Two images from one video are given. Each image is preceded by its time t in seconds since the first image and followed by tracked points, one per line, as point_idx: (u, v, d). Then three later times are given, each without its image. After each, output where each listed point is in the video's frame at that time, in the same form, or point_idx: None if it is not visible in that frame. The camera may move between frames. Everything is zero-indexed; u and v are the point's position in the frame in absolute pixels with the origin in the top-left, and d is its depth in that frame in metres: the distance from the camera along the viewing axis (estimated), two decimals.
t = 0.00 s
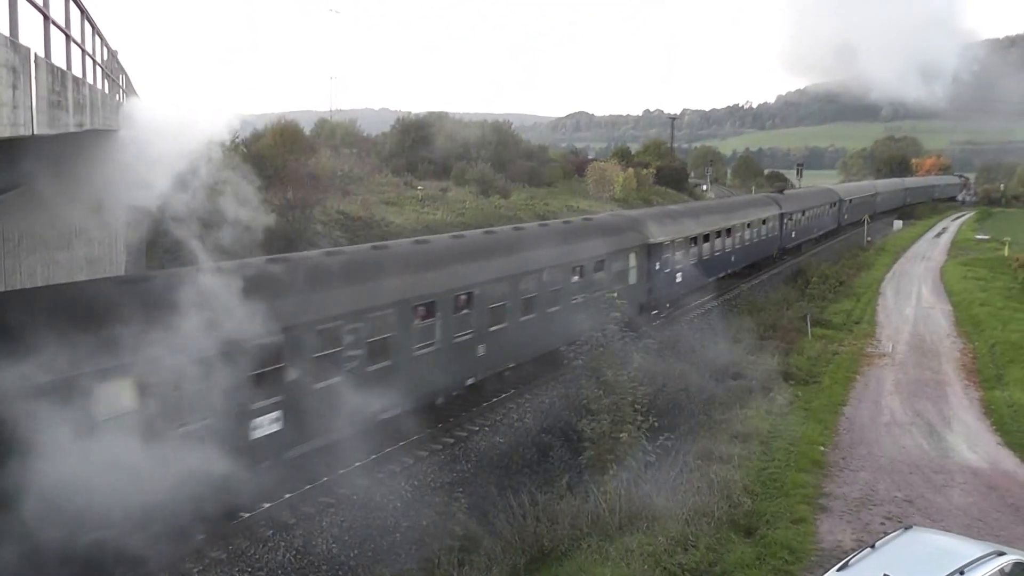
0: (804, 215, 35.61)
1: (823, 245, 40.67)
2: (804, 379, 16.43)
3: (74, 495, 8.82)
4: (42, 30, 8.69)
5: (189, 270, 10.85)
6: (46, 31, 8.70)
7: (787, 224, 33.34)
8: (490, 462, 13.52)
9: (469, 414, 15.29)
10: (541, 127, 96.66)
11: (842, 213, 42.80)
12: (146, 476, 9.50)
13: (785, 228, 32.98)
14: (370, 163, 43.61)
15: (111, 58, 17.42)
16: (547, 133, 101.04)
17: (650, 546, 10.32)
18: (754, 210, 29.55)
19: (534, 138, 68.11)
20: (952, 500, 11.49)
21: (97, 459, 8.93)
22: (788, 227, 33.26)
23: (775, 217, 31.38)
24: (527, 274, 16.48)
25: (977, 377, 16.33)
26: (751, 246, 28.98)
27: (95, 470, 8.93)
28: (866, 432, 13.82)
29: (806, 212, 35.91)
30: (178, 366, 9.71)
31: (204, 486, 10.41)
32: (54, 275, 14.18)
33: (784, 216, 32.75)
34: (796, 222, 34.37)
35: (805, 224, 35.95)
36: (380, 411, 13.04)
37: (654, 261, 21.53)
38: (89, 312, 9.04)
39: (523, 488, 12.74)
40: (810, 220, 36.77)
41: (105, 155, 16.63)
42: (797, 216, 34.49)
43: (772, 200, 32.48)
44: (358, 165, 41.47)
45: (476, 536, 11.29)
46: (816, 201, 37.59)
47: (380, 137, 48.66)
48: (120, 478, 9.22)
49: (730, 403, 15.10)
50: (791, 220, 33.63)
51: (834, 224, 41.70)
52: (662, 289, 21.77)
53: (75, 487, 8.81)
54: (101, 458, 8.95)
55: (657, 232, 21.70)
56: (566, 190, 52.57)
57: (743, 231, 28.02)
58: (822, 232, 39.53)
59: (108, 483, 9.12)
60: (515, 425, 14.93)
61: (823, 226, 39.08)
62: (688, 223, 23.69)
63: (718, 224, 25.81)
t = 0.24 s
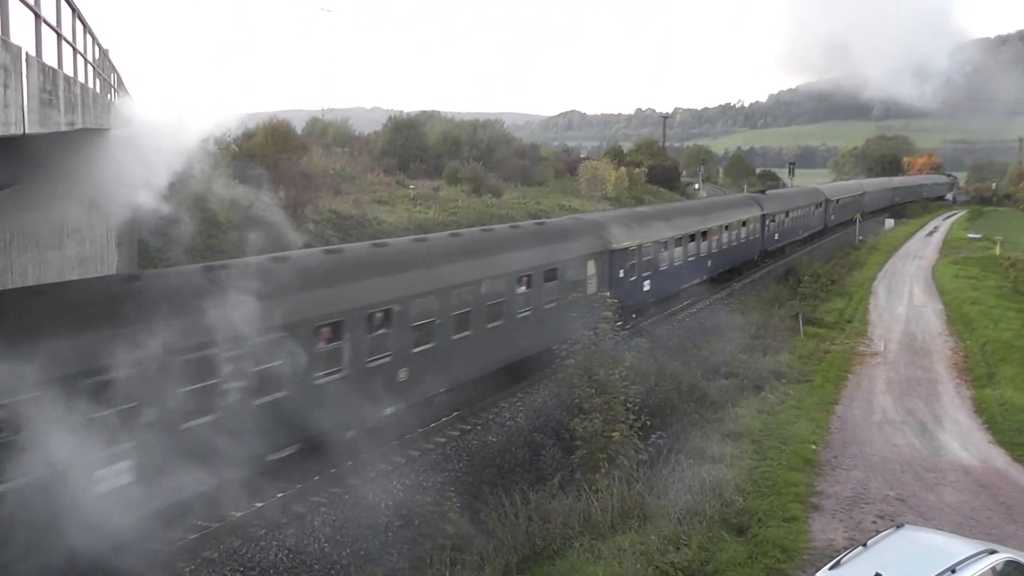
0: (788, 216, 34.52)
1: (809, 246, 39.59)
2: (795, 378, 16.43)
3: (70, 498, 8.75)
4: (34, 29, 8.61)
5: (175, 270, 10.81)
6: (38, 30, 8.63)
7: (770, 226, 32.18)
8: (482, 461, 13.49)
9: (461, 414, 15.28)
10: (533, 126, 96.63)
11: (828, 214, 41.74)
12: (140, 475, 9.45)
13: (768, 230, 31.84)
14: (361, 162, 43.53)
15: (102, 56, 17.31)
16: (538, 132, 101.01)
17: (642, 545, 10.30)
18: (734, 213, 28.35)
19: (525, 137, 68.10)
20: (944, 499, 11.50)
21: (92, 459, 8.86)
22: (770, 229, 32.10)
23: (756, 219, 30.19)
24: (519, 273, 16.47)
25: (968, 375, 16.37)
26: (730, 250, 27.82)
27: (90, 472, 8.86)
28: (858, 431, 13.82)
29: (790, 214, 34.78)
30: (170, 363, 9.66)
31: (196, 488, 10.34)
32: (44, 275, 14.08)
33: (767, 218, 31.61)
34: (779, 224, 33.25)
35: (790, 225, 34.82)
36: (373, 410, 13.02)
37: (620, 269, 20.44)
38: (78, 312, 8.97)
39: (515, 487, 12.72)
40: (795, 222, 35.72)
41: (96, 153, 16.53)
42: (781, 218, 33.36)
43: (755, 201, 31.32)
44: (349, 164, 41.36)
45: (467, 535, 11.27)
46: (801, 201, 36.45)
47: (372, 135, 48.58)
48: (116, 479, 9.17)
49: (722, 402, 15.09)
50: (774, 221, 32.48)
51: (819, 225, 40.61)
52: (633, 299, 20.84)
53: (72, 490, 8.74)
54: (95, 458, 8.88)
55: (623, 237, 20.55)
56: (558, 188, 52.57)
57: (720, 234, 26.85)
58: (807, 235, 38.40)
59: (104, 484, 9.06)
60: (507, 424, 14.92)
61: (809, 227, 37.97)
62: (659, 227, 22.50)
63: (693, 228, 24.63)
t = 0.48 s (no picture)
0: (770, 217, 33.30)
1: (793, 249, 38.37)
2: (787, 376, 16.46)
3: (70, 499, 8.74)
4: (25, 27, 8.58)
5: (165, 271, 10.78)
6: (28, 29, 8.59)
7: (751, 228, 30.90)
8: (474, 461, 13.48)
9: (453, 413, 15.27)
10: (524, 126, 96.55)
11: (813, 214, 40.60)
12: (138, 475, 9.43)
13: (749, 232, 30.57)
14: (352, 161, 43.39)
15: (93, 54, 17.22)
16: (530, 131, 100.98)
17: (634, 544, 10.28)
18: (711, 214, 27.04)
19: (517, 136, 68.04)
20: (935, 497, 11.53)
21: (90, 460, 8.84)
22: (751, 232, 30.83)
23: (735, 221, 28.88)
24: (511, 272, 16.44)
25: (960, 374, 16.41)
26: (708, 253, 26.56)
27: (89, 472, 8.84)
28: (850, 429, 13.85)
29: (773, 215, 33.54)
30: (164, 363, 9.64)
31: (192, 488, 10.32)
32: (36, 274, 14.04)
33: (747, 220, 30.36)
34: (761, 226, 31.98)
35: (772, 227, 33.55)
36: (366, 410, 13.00)
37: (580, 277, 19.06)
38: (70, 314, 8.94)
39: (507, 486, 12.69)
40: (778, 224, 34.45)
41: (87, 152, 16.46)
42: (762, 219, 32.04)
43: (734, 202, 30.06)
44: (341, 163, 41.24)
45: (459, 534, 11.24)
46: (783, 202, 35.24)
47: (363, 134, 48.45)
48: (113, 480, 9.15)
49: (714, 401, 15.09)
50: (755, 223, 31.23)
51: (804, 226, 39.40)
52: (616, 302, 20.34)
53: (69, 491, 8.72)
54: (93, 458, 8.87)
55: (583, 242, 19.14)
56: (550, 187, 52.52)
57: (695, 238, 25.51)
58: (791, 237, 37.16)
59: (102, 485, 9.04)
60: (499, 424, 14.91)
61: (793, 229, 36.72)
62: (626, 230, 21.12)
63: (664, 231, 23.28)
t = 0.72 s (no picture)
0: (753, 218, 31.93)
1: (778, 250, 37.04)
2: (778, 374, 16.49)
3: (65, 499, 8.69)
4: (15, 26, 8.50)
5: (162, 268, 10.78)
6: (19, 27, 8.52)
7: (731, 230, 29.50)
8: (465, 460, 13.47)
9: (445, 411, 15.26)
10: (517, 126, 96.28)
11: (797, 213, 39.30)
12: (135, 474, 9.41)
13: (729, 234, 29.19)
14: (344, 160, 43.23)
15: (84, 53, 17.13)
16: (522, 129, 101.01)
17: (626, 543, 10.26)
18: (686, 216, 25.59)
19: (508, 134, 67.92)
20: (926, 495, 11.56)
21: (84, 461, 8.82)
22: (732, 233, 29.43)
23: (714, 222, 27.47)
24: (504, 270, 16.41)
25: (951, 372, 16.44)
26: (684, 257, 25.26)
27: (84, 471, 8.83)
28: (842, 427, 13.87)
29: (755, 216, 32.20)
30: (158, 361, 9.60)
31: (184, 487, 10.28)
32: (27, 273, 13.93)
33: (728, 221, 29.00)
34: (743, 226, 30.63)
35: (756, 228, 32.25)
36: (359, 409, 13.00)
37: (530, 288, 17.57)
38: (64, 313, 8.92)
39: (498, 485, 12.67)
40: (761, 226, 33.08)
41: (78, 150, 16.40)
42: (744, 219, 30.71)
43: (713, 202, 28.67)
44: (332, 161, 41.06)
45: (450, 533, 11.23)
46: (765, 201, 33.87)
47: (355, 133, 48.31)
48: (110, 479, 9.13)
49: (706, 399, 15.09)
50: (736, 224, 29.82)
51: (788, 226, 38.04)
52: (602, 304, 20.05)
53: (67, 489, 8.70)
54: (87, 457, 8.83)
55: (535, 249, 17.65)
56: (542, 185, 52.45)
57: (667, 241, 24.12)
58: (775, 237, 35.87)
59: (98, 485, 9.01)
60: (490, 423, 14.89)
61: (778, 229, 35.49)
62: (586, 235, 19.67)
63: (631, 235, 21.83)
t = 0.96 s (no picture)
0: (733, 219, 30.66)
1: (762, 251, 35.87)
2: (769, 373, 16.49)
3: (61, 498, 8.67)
4: (6, 24, 8.42)
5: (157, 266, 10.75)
6: (9, 25, 8.43)
7: (709, 232, 28.19)
8: (457, 459, 13.46)
9: (437, 409, 15.24)
10: (508, 125, 96.22)
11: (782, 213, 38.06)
12: (132, 472, 9.40)
13: (706, 237, 27.88)
14: (335, 159, 43.10)
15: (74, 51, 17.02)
16: (513, 128, 100.90)
17: (618, 541, 10.23)
18: (659, 218, 24.20)
19: (500, 134, 67.82)
20: (918, 494, 11.57)
21: (82, 459, 8.82)
22: (710, 236, 28.15)
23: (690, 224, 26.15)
24: (497, 269, 16.37)
25: (943, 371, 16.48)
26: (657, 262, 23.90)
27: (82, 470, 8.82)
28: (833, 426, 13.88)
29: (735, 217, 30.88)
30: (155, 359, 9.59)
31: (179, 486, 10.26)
32: (17, 272, 13.81)
33: (705, 223, 27.71)
34: (722, 228, 29.33)
35: (735, 229, 30.94)
36: (351, 408, 12.98)
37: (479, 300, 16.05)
38: (61, 312, 8.90)
39: (490, 484, 12.64)
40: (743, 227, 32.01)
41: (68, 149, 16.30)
42: (722, 221, 29.35)
43: (689, 204, 27.37)
44: (323, 160, 40.91)
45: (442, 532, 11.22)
46: (746, 202, 32.59)
47: (346, 131, 48.16)
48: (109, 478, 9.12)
49: (698, 398, 15.09)
50: (714, 226, 28.51)
51: (772, 228, 36.81)
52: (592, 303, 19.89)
53: (62, 489, 8.67)
54: (85, 455, 8.83)
55: (481, 258, 16.07)
56: (533, 184, 52.40)
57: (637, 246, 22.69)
58: (758, 239, 34.61)
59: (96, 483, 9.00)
60: (482, 422, 14.86)
61: (760, 231, 34.20)
62: (541, 241, 18.15)
63: (594, 239, 20.35)
